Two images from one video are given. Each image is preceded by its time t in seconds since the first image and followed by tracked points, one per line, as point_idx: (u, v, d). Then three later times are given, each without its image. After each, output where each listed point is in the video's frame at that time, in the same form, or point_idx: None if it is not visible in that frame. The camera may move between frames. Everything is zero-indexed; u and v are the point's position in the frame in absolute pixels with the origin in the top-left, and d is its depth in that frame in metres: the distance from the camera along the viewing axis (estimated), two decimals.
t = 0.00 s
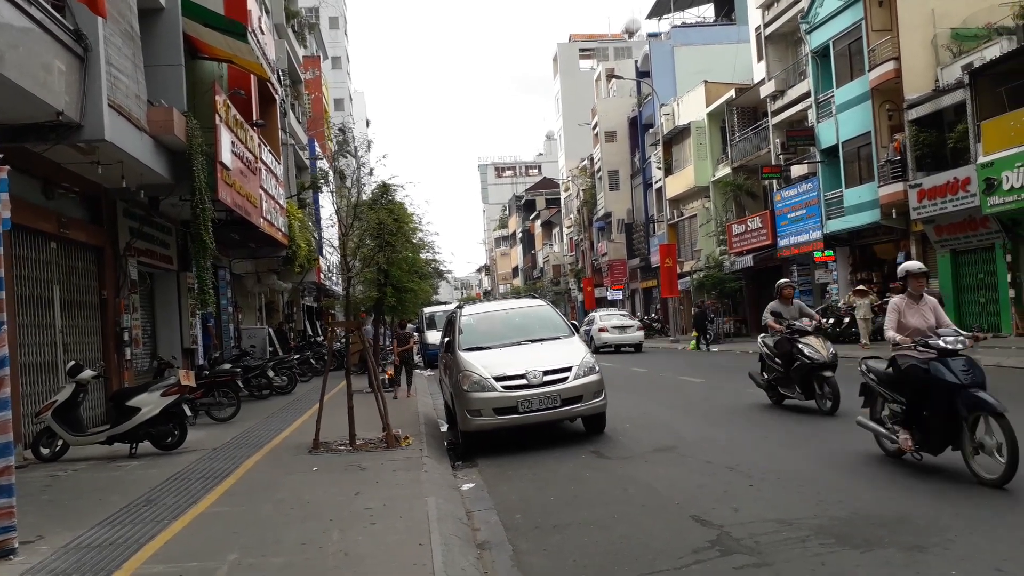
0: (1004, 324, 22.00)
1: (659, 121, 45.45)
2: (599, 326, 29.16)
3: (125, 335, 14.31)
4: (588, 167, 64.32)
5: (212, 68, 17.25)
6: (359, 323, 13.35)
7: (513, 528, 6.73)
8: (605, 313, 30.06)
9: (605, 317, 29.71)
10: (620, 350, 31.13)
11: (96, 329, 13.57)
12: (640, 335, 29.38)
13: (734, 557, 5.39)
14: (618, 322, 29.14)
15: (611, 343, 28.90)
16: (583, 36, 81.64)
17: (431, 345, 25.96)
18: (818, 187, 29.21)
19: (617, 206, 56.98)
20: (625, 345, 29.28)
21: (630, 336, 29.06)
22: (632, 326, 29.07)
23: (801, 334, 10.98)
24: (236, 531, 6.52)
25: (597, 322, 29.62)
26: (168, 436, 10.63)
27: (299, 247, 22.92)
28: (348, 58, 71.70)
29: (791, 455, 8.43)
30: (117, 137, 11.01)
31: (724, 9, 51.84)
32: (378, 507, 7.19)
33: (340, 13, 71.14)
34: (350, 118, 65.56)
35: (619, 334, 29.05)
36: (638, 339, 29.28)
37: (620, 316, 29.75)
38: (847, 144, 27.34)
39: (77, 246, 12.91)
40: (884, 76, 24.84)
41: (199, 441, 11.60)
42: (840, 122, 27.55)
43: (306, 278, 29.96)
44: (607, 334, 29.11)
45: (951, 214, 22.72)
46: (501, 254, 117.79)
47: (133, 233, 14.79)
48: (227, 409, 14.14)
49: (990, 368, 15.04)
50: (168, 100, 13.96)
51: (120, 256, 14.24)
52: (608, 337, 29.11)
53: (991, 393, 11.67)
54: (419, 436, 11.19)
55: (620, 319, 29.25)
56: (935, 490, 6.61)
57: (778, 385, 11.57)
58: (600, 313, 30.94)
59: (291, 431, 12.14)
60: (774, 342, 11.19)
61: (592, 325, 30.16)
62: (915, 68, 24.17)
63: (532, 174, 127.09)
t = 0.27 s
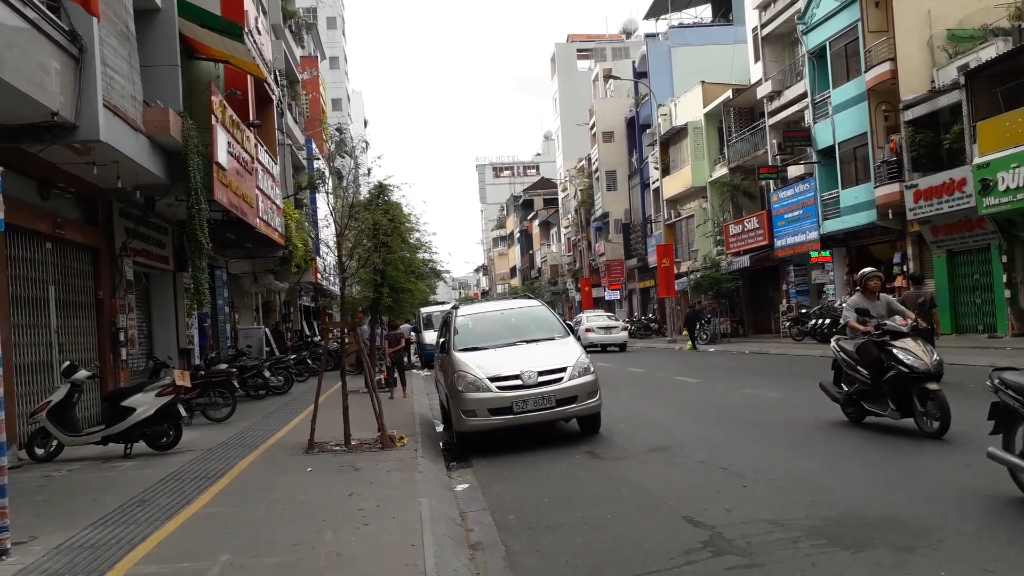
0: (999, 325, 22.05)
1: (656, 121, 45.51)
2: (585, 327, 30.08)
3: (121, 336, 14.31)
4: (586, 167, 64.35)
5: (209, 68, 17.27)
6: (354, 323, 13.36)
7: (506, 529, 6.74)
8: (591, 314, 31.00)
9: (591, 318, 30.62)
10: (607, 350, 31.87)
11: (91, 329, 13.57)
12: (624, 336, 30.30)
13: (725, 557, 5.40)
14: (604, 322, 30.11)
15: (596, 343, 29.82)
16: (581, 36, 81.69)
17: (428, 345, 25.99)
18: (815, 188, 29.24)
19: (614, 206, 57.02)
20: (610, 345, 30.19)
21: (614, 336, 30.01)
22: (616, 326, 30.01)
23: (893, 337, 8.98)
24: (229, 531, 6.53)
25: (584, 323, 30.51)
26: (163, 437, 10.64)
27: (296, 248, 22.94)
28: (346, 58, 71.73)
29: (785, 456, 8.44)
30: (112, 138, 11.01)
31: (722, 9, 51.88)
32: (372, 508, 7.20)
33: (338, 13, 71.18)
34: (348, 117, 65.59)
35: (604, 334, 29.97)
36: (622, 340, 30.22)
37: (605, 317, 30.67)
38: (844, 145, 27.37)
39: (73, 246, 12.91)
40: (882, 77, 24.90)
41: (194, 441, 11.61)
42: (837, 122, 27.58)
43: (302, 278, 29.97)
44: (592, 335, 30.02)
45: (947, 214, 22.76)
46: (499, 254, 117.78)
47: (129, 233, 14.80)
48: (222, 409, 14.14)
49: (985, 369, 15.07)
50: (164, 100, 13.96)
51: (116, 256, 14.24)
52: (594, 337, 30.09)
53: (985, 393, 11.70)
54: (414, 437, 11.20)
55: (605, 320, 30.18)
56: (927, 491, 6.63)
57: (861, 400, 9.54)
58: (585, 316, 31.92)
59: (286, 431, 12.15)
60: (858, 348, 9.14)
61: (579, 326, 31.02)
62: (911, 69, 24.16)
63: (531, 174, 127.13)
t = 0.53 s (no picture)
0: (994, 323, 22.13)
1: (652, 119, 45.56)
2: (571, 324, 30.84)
3: (118, 333, 14.30)
4: (583, 165, 64.37)
5: (205, 64, 17.26)
6: (351, 321, 13.37)
7: (502, 526, 6.77)
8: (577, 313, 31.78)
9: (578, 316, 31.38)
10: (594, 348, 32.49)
11: (88, 326, 13.56)
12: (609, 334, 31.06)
13: (721, 555, 5.43)
14: (589, 320, 30.88)
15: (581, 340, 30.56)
16: (578, 34, 81.66)
17: (425, 342, 26.01)
18: (811, 186, 29.30)
19: (611, 204, 57.10)
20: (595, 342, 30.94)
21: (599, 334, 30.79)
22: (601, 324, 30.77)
23: None
24: (227, 529, 6.55)
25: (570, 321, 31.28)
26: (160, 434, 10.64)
27: (293, 245, 22.94)
28: (343, 55, 71.68)
29: (780, 454, 8.48)
30: (109, 135, 11.00)
31: (719, 8, 51.90)
32: (368, 505, 7.22)
33: (335, 10, 71.11)
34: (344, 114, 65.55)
35: (589, 331, 30.72)
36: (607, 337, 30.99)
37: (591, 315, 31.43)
38: (840, 144, 27.44)
39: (69, 243, 12.90)
40: (877, 76, 24.96)
41: (191, 438, 11.61)
42: (833, 121, 27.64)
43: (299, 276, 29.96)
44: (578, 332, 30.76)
45: (942, 213, 22.82)
46: (496, 252, 117.77)
47: (126, 230, 14.78)
48: (219, 406, 14.14)
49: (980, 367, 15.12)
50: (160, 96, 13.95)
51: (113, 253, 14.22)
52: (580, 335, 30.98)
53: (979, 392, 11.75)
54: (410, 434, 11.22)
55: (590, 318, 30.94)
56: (920, 489, 6.68)
57: (994, 420, 7.50)
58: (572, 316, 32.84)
59: (283, 428, 12.16)
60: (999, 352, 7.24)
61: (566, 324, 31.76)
62: (906, 68, 24.23)
63: (527, 172, 127.11)
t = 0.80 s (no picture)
0: (988, 324, 22.21)
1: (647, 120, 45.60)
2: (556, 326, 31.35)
3: (112, 334, 14.25)
4: (578, 166, 64.41)
5: (200, 65, 17.21)
6: (346, 322, 13.32)
7: (498, 527, 6.76)
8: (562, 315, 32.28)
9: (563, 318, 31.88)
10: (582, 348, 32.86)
11: (82, 327, 13.52)
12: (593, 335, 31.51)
13: (717, 556, 5.43)
14: (574, 322, 31.37)
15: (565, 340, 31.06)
16: (573, 35, 81.69)
17: (420, 343, 25.98)
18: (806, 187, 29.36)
19: (606, 205, 57.16)
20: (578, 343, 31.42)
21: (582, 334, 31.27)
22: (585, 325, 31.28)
23: None
24: (222, 530, 6.53)
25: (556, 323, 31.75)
26: (154, 435, 10.61)
27: (287, 245, 22.90)
28: (338, 56, 71.64)
29: (775, 454, 8.49)
30: (103, 135, 10.96)
31: (714, 9, 51.96)
32: (364, 506, 7.21)
33: (330, 11, 71.03)
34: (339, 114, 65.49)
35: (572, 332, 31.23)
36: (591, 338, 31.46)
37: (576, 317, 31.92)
38: (834, 145, 27.48)
39: (64, 243, 12.86)
40: (872, 77, 25.02)
41: (185, 439, 11.58)
42: (828, 122, 27.70)
43: (294, 276, 29.91)
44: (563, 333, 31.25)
45: (937, 214, 22.87)
46: (491, 253, 117.78)
47: (120, 231, 14.73)
48: (213, 407, 14.10)
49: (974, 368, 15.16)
50: (155, 96, 13.91)
51: (107, 254, 14.18)
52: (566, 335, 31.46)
53: (974, 392, 11.78)
54: (406, 435, 11.20)
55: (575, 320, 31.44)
56: (915, 489, 6.69)
57: None
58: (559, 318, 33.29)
59: (278, 430, 12.12)
60: None
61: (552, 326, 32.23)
62: (901, 69, 24.29)
63: (522, 173, 127.10)
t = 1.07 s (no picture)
0: (985, 326, 22.25)
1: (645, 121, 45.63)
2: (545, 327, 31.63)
3: (109, 334, 14.20)
4: (575, 167, 64.44)
5: (198, 64, 17.17)
6: (344, 323, 13.28)
7: (498, 529, 6.74)
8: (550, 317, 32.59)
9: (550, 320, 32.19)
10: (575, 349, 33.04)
11: (79, 328, 13.47)
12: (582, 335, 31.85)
13: (719, 558, 5.42)
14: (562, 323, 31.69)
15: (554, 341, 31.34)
16: (571, 36, 81.69)
17: (418, 344, 25.92)
18: (803, 189, 29.39)
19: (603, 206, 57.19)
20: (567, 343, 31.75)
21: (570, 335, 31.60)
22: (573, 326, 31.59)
23: None
24: (221, 532, 6.50)
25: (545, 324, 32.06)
26: (152, 436, 10.57)
27: (285, 246, 22.86)
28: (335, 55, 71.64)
29: (774, 456, 8.49)
30: (101, 135, 10.91)
31: (711, 10, 51.97)
32: (364, 508, 7.19)
33: (327, 11, 71.05)
34: (336, 114, 65.46)
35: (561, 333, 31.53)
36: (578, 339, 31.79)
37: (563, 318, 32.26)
38: (832, 146, 27.52)
39: (61, 244, 12.82)
40: (869, 79, 25.05)
41: (183, 440, 11.55)
42: (825, 124, 27.73)
43: (292, 277, 29.87)
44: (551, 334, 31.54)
45: (934, 216, 22.91)
46: (488, 253, 117.74)
47: (118, 231, 14.68)
48: (211, 408, 14.07)
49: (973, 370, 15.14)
50: (152, 96, 13.87)
51: (105, 254, 14.13)
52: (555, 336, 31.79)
53: (973, 394, 11.77)
54: (405, 436, 11.19)
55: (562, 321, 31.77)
56: (915, 491, 6.68)
57: None
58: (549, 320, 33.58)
59: (276, 431, 12.09)
60: None
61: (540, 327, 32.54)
62: (898, 71, 24.32)
63: (519, 173, 127.12)
